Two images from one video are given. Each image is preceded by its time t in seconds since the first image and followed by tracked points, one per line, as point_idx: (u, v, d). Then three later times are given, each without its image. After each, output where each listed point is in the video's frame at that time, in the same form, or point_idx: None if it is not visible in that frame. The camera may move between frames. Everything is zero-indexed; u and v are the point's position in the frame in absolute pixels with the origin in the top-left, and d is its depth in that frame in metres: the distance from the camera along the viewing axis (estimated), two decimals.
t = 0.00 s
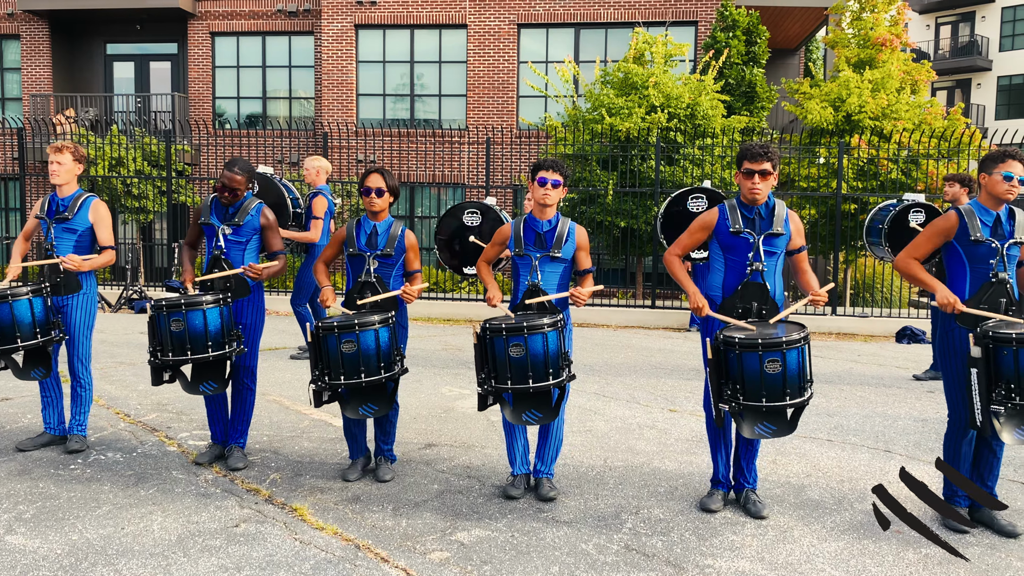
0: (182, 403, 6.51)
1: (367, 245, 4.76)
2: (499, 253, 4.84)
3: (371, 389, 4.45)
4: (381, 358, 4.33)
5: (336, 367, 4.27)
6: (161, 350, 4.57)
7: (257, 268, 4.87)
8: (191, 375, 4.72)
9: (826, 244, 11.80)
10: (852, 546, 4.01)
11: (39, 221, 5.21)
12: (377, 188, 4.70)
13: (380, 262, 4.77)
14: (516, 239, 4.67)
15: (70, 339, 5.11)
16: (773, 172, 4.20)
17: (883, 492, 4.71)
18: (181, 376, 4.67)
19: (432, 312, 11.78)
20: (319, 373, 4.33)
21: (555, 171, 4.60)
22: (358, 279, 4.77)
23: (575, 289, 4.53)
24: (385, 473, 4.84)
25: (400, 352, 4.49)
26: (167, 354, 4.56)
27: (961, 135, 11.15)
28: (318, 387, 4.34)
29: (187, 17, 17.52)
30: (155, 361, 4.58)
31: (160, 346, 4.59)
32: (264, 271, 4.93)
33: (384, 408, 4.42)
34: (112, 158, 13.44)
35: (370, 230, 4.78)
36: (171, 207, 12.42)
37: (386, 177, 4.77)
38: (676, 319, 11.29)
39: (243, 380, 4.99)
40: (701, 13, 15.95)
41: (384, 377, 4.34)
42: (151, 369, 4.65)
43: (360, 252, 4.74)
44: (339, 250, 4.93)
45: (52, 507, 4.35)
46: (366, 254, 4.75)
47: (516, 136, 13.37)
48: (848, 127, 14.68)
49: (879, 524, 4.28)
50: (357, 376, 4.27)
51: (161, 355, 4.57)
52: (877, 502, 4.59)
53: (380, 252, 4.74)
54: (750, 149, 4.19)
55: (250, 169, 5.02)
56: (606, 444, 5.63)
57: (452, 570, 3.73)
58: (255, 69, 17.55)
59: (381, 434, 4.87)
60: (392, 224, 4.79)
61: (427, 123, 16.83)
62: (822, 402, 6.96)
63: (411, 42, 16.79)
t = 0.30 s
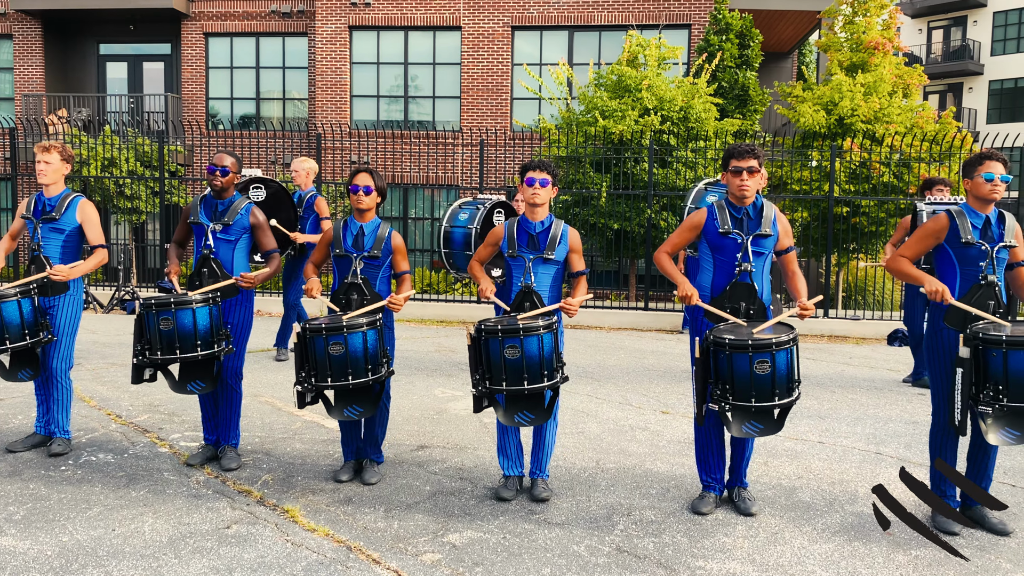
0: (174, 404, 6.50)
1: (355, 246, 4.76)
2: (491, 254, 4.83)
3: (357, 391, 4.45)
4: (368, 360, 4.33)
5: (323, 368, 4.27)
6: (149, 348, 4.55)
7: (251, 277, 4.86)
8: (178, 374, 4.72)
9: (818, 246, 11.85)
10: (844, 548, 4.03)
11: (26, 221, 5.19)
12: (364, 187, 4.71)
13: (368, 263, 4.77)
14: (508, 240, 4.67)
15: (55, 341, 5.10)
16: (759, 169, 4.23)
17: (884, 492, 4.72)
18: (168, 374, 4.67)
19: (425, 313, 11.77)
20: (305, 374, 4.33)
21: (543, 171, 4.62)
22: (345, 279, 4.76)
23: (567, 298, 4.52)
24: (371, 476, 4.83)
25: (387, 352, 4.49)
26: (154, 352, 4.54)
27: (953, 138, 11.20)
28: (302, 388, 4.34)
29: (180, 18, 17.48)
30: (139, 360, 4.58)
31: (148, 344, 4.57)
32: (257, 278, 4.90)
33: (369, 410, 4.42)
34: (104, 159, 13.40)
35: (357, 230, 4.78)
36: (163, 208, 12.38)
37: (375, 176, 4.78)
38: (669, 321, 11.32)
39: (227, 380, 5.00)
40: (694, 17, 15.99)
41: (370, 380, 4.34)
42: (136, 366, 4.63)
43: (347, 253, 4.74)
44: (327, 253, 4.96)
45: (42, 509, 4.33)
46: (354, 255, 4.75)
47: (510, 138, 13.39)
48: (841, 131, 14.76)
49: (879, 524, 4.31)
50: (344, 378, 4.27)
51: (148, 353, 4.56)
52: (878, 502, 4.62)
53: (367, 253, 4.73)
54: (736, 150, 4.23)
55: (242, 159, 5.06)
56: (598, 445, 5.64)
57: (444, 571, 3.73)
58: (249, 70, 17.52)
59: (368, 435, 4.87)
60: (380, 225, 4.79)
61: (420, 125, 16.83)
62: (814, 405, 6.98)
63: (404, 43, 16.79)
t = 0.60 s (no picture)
0: (161, 405, 6.47)
1: (342, 246, 4.75)
2: (483, 255, 4.82)
3: (344, 393, 4.43)
4: (352, 362, 4.32)
5: (307, 371, 4.25)
6: (134, 350, 4.54)
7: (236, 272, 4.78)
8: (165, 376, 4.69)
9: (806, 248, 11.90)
10: (830, 548, 4.05)
11: (11, 221, 5.15)
12: (351, 189, 4.69)
13: (354, 263, 4.76)
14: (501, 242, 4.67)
15: (42, 341, 5.06)
16: (749, 171, 4.24)
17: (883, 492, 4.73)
18: (155, 376, 4.64)
19: (414, 314, 11.75)
20: (290, 378, 4.31)
21: (536, 173, 4.60)
22: (333, 280, 4.76)
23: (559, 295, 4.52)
24: (359, 476, 4.82)
25: (374, 353, 4.48)
26: (140, 355, 4.52)
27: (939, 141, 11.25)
28: (287, 391, 4.33)
29: (169, 17, 17.40)
30: (128, 361, 4.55)
31: (134, 346, 4.56)
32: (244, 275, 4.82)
33: (356, 412, 4.41)
34: (92, 158, 13.32)
35: (344, 231, 4.77)
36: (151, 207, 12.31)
37: (362, 175, 4.76)
38: (658, 322, 11.34)
39: (222, 382, 4.99)
40: (684, 18, 16.03)
41: (356, 382, 4.33)
42: (124, 369, 4.61)
43: (334, 254, 4.73)
44: (315, 253, 4.94)
45: (27, 510, 4.30)
46: (341, 256, 4.74)
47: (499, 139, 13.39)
48: (829, 133, 14.84)
49: (878, 524, 4.32)
50: (329, 381, 4.26)
51: (134, 356, 4.54)
52: (877, 502, 4.65)
53: (354, 254, 4.73)
54: (727, 152, 4.22)
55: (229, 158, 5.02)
56: (587, 446, 5.64)
57: (431, 572, 3.73)
58: (238, 70, 17.45)
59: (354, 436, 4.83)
60: (367, 225, 4.78)
61: (410, 125, 16.81)
62: (801, 405, 7.01)
63: (394, 44, 16.76)
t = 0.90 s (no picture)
0: (143, 406, 6.43)
1: (322, 247, 4.75)
2: (466, 255, 4.83)
3: (325, 393, 4.43)
4: (335, 363, 4.31)
5: (289, 371, 4.24)
6: (118, 356, 4.53)
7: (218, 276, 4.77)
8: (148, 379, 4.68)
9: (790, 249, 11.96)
10: (811, 546, 4.08)
11: None
12: (332, 189, 4.68)
13: (335, 264, 4.75)
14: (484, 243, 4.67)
15: (19, 342, 5.02)
16: (729, 174, 4.28)
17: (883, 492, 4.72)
18: (138, 380, 4.61)
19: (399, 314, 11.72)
20: (271, 377, 4.31)
21: (519, 174, 4.60)
22: (313, 281, 4.75)
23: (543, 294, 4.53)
24: (342, 476, 4.80)
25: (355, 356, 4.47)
26: (124, 360, 4.51)
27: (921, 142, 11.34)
28: (268, 390, 4.32)
29: (152, 16, 17.27)
30: (111, 366, 4.56)
31: (117, 352, 4.55)
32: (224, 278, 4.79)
33: (337, 412, 4.41)
34: (73, 158, 13.21)
35: (325, 231, 4.77)
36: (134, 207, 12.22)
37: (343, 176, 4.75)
38: (643, 322, 11.37)
39: (198, 383, 4.94)
40: (669, 20, 16.09)
41: (337, 383, 4.32)
42: (106, 373, 4.59)
43: (315, 254, 4.72)
44: (292, 251, 4.92)
45: (7, 512, 4.26)
46: (321, 256, 4.73)
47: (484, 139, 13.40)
48: (812, 134, 14.94)
49: (879, 524, 4.31)
50: (310, 381, 4.24)
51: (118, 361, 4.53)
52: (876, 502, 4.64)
53: (335, 254, 4.72)
54: (707, 154, 4.25)
55: (206, 158, 4.99)
56: (571, 446, 5.65)
57: (414, 572, 3.73)
58: (222, 69, 17.37)
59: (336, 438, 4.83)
60: (348, 226, 4.78)
61: (395, 125, 16.78)
62: (784, 405, 7.05)
63: (379, 43, 16.73)
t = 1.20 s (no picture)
0: (120, 406, 6.37)
1: (302, 245, 4.73)
2: (448, 253, 4.83)
3: (306, 394, 4.41)
4: (315, 363, 4.29)
5: (269, 372, 4.22)
6: (95, 359, 4.48)
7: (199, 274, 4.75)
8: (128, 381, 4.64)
9: (769, 248, 12.05)
10: (788, 542, 4.11)
11: None
12: (312, 186, 4.66)
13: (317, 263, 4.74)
14: (466, 240, 4.67)
15: None
16: (707, 169, 4.31)
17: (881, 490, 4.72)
18: (118, 383, 4.57)
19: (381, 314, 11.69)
20: (251, 379, 4.27)
21: (501, 171, 4.63)
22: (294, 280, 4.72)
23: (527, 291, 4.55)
24: (320, 476, 4.78)
25: (335, 353, 4.45)
26: (101, 364, 4.46)
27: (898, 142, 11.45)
28: (248, 392, 4.29)
29: (130, 13, 17.10)
30: (89, 370, 4.50)
31: (95, 355, 4.51)
32: (205, 276, 4.80)
33: (319, 412, 4.40)
34: (50, 156, 13.06)
35: (306, 230, 4.75)
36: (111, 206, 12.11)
37: (323, 174, 4.73)
38: (624, 321, 11.42)
39: (181, 384, 4.91)
40: (649, 20, 16.15)
41: (318, 383, 4.31)
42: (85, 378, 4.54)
43: (295, 253, 4.70)
44: (273, 249, 4.89)
45: None
46: (302, 255, 4.71)
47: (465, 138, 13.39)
48: (791, 133, 15.05)
49: (878, 525, 4.28)
50: (291, 382, 4.23)
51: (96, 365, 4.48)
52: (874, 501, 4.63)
53: (316, 252, 4.70)
54: (684, 152, 4.29)
55: (183, 157, 4.96)
56: (551, 444, 5.66)
57: (393, 571, 3.72)
58: (201, 67, 17.24)
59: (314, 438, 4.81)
60: (328, 224, 4.76)
61: (376, 124, 16.73)
62: (763, 402, 7.10)
63: (360, 42, 16.67)
